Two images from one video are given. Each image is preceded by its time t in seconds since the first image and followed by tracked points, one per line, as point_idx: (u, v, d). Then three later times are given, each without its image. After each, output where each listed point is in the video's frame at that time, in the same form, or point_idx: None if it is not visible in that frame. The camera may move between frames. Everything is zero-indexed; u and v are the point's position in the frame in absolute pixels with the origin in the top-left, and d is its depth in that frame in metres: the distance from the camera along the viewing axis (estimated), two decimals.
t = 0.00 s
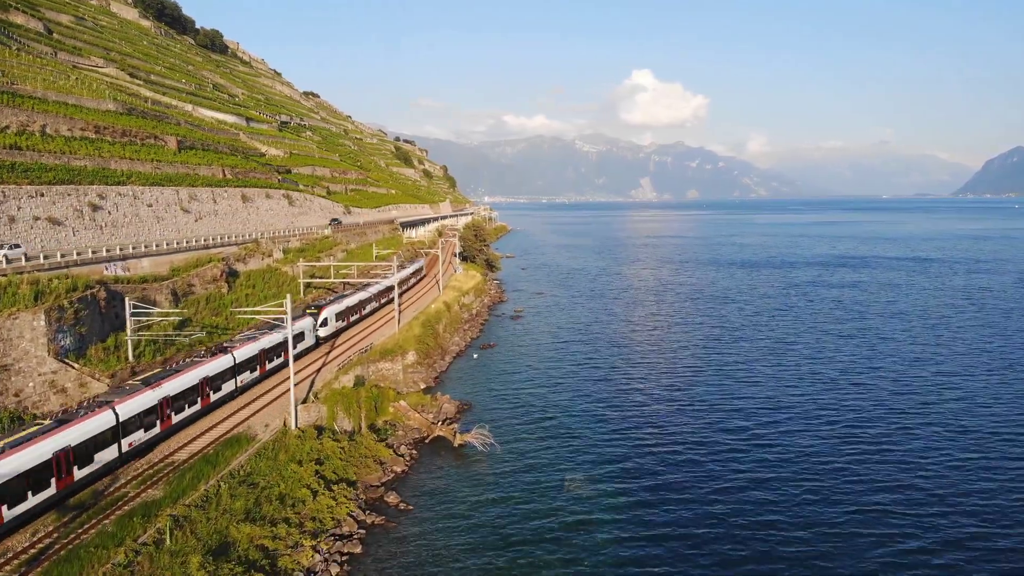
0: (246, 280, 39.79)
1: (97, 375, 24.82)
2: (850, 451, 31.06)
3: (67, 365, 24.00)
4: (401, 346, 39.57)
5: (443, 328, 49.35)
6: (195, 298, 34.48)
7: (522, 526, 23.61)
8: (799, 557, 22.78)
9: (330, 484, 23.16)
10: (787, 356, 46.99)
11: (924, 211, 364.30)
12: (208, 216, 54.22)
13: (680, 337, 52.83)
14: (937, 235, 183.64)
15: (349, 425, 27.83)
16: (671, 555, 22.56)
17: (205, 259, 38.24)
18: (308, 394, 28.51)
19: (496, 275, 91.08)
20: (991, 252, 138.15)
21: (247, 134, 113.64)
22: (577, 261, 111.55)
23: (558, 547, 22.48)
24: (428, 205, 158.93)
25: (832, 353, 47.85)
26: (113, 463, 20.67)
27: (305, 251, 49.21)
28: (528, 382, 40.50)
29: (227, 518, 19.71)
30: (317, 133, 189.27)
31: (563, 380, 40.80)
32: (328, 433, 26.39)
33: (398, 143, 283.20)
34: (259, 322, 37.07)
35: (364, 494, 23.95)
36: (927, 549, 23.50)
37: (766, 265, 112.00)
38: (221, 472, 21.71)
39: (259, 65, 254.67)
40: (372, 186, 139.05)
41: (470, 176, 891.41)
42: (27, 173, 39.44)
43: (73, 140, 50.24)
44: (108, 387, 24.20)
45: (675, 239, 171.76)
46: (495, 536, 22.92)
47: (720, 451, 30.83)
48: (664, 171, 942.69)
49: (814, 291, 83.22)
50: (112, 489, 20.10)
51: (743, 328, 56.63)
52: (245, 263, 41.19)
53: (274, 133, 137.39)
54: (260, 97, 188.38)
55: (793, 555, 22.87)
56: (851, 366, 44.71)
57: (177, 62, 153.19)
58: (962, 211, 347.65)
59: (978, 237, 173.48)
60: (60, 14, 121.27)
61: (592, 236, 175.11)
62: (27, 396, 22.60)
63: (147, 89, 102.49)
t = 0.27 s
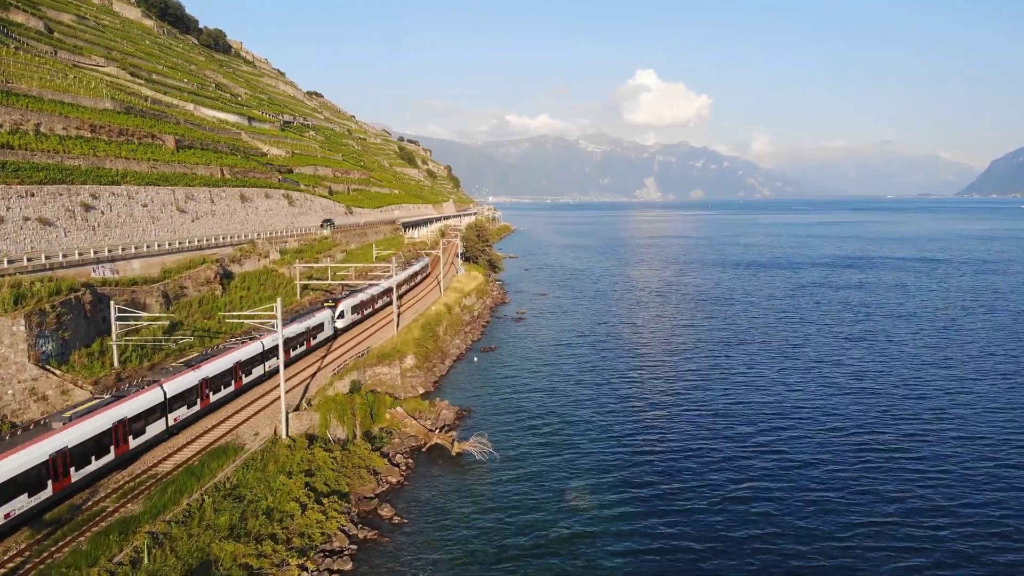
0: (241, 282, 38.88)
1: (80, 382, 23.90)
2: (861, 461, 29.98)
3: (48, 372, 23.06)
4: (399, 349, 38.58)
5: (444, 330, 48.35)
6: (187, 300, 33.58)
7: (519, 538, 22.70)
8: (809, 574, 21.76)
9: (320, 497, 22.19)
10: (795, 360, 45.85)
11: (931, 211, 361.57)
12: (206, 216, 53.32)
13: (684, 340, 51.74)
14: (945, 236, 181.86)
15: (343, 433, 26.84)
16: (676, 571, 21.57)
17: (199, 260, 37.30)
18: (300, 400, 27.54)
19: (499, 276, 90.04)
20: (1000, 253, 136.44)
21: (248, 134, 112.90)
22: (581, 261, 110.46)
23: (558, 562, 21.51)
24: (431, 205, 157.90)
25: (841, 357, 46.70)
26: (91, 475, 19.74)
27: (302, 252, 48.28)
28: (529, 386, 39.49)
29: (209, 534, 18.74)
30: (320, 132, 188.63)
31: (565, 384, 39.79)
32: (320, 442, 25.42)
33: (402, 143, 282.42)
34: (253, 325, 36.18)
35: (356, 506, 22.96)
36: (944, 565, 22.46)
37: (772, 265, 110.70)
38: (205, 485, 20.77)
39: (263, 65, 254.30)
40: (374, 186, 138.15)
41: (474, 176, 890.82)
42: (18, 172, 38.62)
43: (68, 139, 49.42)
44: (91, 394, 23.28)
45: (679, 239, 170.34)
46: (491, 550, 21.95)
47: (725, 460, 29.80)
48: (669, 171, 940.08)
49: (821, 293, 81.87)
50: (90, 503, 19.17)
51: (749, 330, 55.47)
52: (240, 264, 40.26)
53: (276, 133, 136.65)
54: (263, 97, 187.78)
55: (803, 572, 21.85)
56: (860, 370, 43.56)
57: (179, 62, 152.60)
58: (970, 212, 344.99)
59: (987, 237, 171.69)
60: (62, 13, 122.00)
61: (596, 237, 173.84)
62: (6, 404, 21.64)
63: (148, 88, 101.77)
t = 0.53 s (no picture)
0: (235, 284, 37.95)
1: (62, 391, 23.01)
2: (872, 472, 28.94)
3: (28, 380, 22.14)
4: (398, 353, 37.60)
5: (444, 333, 47.35)
6: (178, 303, 32.67)
7: (517, 553, 21.80)
8: None
9: (309, 511, 21.24)
10: (803, 364, 44.74)
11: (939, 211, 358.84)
12: (202, 216, 52.44)
13: (690, 343, 50.67)
14: (952, 236, 180.03)
15: (336, 443, 25.92)
16: None
17: (192, 262, 36.34)
18: (292, 408, 26.61)
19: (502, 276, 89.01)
20: (1009, 253, 134.69)
21: (249, 133, 112.15)
22: (584, 262, 109.34)
23: None
24: (434, 205, 156.95)
25: (850, 362, 45.56)
26: (70, 488, 18.84)
27: (300, 253, 47.36)
28: (531, 391, 38.48)
29: (190, 553, 17.80)
30: (323, 132, 187.99)
31: (567, 389, 38.81)
32: (312, 452, 24.48)
33: (406, 143, 281.63)
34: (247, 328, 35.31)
35: (346, 520, 22.00)
36: None
37: (778, 266, 109.43)
38: (189, 499, 19.86)
39: (267, 65, 254.04)
40: (377, 185, 137.25)
41: (478, 176, 890.28)
42: (8, 172, 37.80)
43: (61, 138, 48.59)
44: (73, 403, 22.39)
45: (685, 239, 168.89)
46: (488, 565, 21.05)
47: (732, 470, 28.79)
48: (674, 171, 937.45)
49: (829, 295, 80.58)
50: (67, 518, 18.23)
51: (755, 333, 54.34)
52: (235, 265, 39.34)
53: (278, 133, 135.88)
54: (265, 96, 187.14)
55: None
56: (871, 375, 42.41)
57: (181, 61, 153.29)
58: (978, 212, 342.21)
59: (995, 237, 169.91)
60: (64, 12, 123.84)
61: (601, 237, 172.58)
62: None
63: (148, 88, 101.09)
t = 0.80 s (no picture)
0: (229, 286, 37.02)
1: (42, 399, 22.17)
2: (885, 484, 27.82)
3: (7, 389, 21.22)
4: (395, 357, 36.56)
5: (444, 335, 46.27)
6: (169, 306, 31.77)
7: (515, 570, 20.80)
8: None
9: (296, 527, 20.21)
10: (812, 369, 43.55)
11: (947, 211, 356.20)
12: (199, 217, 51.61)
13: (696, 346, 49.59)
14: (960, 236, 178.32)
15: (328, 453, 24.89)
16: None
17: (184, 264, 35.41)
18: (283, 417, 25.60)
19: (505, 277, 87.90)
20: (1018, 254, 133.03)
21: (251, 133, 111.52)
22: (588, 262, 108.29)
23: None
24: (438, 205, 155.97)
25: (860, 366, 44.37)
26: (43, 504, 17.90)
27: (298, 254, 46.39)
28: (532, 397, 37.43)
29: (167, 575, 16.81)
30: (326, 132, 187.37)
31: (569, 394, 37.78)
32: (302, 463, 23.46)
33: (410, 143, 280.94)
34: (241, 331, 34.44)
35: (336, 535, 20.97)
36: None
37: (784, 267, 108.18)
38: (169, 515, 18.87)
39: (270, 64, 253.69)
40: (379, 185, 136.45)
41: (482, 176, 889.61)
42: None
43: (56, 137, 47.83)
44: (52, 412, 21.45)
45: (690, 240, 167.46)
46: None
47: (739, 481, 27.73)
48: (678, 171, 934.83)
49: (836, 296, 79.25)
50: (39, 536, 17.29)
51: (762, 336, 53.12)
52: (230, 267, 38.44)
53: (280, 132, 135.28)
54: (268, 96, 186.66)
55: None
56: (882, 380, 41.21)
57: (183, 61, 153.28)
58: (986, 212, 339.41)
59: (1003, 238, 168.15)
60: (66, 11, 124.53)
61: (605, 237, 171.32)
62: None
63: (149, 87, 100.50)
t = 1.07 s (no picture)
0: (222, 288, 36.09)
1: (18, 410, 21.53)
2: (896, 495, 26.78)
3: None
4: (392, 361, 35.50)
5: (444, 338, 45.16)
6: (159, 309, 30.88)
7: None
8: None
9: (282, 544, 19.20)
10: (819, 373, 42.42)
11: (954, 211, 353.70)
12: (196, 217, 50.78)
13: (700, 349, 48.52)
14: (967, 236, 176.54)
15: (319, 463, 23.88)
16: None
17: (175, 266, 34.48)
18: (272, 425, 24.56)
19: (507, 278, 86.86)
20: None
21: (252, 133, 110.79)
22: (591, 263, 107.21)
23: None
24: (440, 204, 155.04)
25: (868, 370, 43.22)
26: (14, 520, 16.96)
27: (294, 255, 45.42)
28: (532, 402, 36.36)
29: None
30: (329, 131, 186.67)
31: (570, 399, 36.76)
32: (290, 474, 22.46)
33: (413, 143, 280.13)
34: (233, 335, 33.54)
35: (324, 552, 19.95)
36: None
37: (790, 268, 106.91)
38: (147, 531, 17.90)
39: (273, 64, 253.29)
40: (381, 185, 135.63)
41: (486, 176, 889.12)
42: None
43: (49, 136, 47.03)
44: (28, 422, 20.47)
45: (694, 240, 166.27)
46: None
47: (745, 491, 26.70)
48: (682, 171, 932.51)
49: (843, 298, 78.04)
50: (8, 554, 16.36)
51: (769, 339, 51.96)
52: (223, 268, 37.50)
53: (282, 132, 134.52)
54: (271, 96, 186.17)
55: None
56: (892, 385, 40.07)
57: (185, 60, 153.02)
58: (992, 211, 336.67)
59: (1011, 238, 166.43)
60: (66, 10, 124.58)
61: (609, 238, 170.22)
62: None
63: (150, 87, 99.84)
